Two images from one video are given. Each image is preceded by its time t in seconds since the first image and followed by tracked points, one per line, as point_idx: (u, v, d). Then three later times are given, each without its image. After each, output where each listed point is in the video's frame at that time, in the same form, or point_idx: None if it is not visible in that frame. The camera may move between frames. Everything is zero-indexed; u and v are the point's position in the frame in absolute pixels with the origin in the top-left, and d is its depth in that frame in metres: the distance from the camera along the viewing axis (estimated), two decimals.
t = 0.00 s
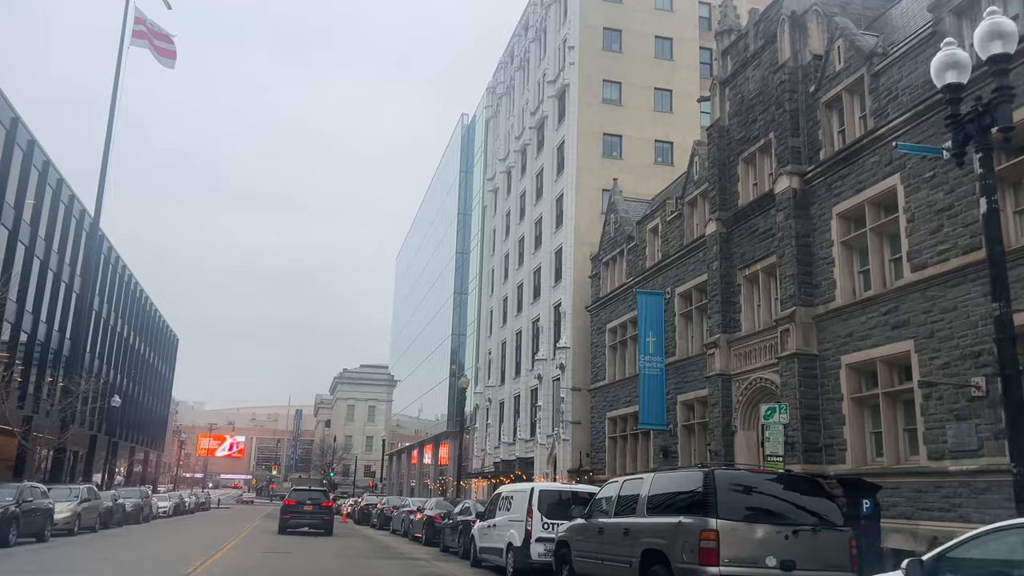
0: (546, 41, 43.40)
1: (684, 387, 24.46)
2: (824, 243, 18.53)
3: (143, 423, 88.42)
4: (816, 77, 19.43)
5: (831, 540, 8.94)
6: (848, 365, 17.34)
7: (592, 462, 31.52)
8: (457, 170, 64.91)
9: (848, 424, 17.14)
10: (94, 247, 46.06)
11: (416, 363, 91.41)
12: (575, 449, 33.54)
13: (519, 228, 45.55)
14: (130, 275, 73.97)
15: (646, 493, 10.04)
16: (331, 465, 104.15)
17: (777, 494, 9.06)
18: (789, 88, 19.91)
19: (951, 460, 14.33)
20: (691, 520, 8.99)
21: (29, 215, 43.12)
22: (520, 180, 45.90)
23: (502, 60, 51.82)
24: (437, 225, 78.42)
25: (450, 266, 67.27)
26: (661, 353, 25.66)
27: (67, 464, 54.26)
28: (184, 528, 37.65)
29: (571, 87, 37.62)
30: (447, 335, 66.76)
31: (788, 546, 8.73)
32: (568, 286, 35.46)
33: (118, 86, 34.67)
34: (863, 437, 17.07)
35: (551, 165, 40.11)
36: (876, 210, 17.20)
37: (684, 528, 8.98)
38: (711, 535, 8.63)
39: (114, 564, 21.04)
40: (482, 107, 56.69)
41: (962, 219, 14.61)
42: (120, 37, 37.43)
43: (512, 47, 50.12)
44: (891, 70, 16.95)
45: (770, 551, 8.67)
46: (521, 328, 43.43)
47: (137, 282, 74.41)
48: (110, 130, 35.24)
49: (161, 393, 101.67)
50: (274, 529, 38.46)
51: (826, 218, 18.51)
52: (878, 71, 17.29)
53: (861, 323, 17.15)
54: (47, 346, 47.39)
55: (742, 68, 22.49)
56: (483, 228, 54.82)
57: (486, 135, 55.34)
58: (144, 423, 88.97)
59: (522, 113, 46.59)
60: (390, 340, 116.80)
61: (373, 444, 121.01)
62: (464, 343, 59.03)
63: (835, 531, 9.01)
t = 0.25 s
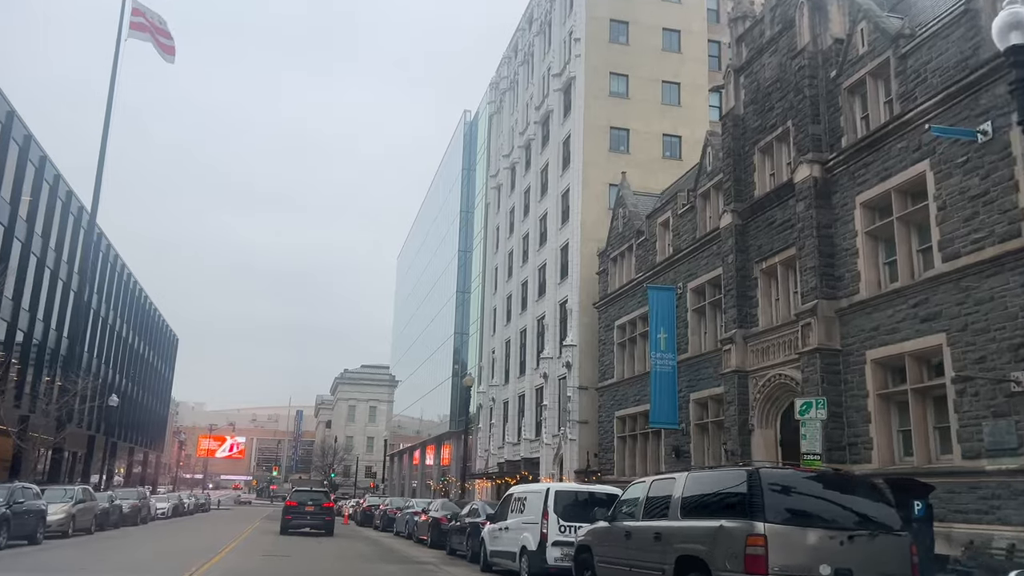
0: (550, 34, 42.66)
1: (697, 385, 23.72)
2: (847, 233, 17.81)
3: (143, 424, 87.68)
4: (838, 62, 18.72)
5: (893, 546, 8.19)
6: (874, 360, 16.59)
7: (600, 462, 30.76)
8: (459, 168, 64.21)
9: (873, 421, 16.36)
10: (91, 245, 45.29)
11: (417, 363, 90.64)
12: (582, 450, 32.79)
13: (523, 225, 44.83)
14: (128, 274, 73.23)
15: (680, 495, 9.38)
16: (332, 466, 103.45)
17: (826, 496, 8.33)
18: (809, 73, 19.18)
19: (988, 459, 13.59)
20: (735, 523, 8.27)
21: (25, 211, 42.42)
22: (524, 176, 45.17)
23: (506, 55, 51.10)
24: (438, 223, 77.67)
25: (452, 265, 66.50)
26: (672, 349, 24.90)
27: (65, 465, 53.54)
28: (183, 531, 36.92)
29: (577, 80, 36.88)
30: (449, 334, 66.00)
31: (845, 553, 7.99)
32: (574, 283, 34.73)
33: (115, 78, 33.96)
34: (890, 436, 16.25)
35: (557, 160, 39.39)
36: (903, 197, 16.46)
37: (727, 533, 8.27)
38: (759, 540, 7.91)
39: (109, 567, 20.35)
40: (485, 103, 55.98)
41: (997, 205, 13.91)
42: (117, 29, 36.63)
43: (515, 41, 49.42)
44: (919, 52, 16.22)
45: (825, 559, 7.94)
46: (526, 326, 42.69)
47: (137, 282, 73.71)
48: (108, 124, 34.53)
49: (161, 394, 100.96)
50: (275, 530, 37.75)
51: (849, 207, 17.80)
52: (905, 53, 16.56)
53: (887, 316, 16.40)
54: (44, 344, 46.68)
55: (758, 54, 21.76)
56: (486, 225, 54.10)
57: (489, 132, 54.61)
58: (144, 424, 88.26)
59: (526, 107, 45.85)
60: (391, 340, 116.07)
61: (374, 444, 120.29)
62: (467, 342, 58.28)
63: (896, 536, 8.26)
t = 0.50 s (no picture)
0: (556, 26, 41.80)
1: (713, 382, 22.86)
2: (876, 220, 16.94)
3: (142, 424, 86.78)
4: (866, 41, 17.86)
5: (977, 553, 7.48)
6: (908, 354, 15.71)
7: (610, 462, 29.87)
8: (461, 164, 63.32)
9: (908, 418, 15.45)
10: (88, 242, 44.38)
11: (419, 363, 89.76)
12: (591, 450, 31.89)
13: (528, 220, 43.97)
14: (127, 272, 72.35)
15: (730, 497, 8.62)
16: (333, 467, 102.60)
17: (900, 499, 7.47)
18: (834, 54, 18.33)
19: None
20: (801, 528, 7.46)
21: (24, 208, 41.59)
22: (529, 170, 44.31)
23: (510, 48, 50.24)
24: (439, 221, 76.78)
25: (454, 263, 65.61)
26: (687, 345, 24.02)
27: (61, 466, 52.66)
28: (181, 533, 36.05)
29: (585, 70, 36.02)
30: (451, 333, 65.11)
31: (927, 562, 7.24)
32: (582, 278, 33.86)
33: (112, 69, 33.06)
34: (925, 433, 15.33)
35: (563, 153, 38.52)
36: (939, 181, 15.60)
37: (792, 539, 7.46)
38: (831, 549, 7.09)
39: (102, 570, 19.52)
40: (488, 97, 55.12)
41: None
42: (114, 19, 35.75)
43: (520, 34, 48.57)
44: (956, 28, 15.36)
45: (906, 568, 7.18)
46: (531, 323, 41.81)
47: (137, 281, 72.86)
48: (105, 116, 33.67)
49: (161, 393, 100.06)
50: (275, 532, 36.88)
51: (878, 193, 16.93)
52: (940, 29, 15.70)
53: (922, 306, 15.51)
54: (40, 343, 45.81)
55: (779, 37, 20.90)
56: (489, 221, 53.22)
57: (492, 127, 53.75)
58: (143, 424, 87.35)
59: (531, 101, 45.00)
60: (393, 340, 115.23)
61: (375, 445, 119.40)
62: (470, 341, 57.38)
63: (980, 542, 7.54)
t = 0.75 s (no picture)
0: (561, 17, 41.01)
1: (729, 379, 22.07)
2: (905, 207, 16.14)
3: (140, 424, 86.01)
4: (893, 20, 17.07)
5: None
6: (941, 347, 14.92)
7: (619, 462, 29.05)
8: (463, 160, 62.48)
9: (942, 415, 14.66)
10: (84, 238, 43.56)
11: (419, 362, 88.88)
12: (598, 450, 31.09)
13: (533, 216, 43.18)
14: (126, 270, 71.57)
15: (786, 496, 7.97)
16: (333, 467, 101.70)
17: (969, 500, 6.67)
18: (859, 34, 17.53)
19: None
20: (876, 532, 6.75)
21: (22, 205, 40.76)
22: (533, 165, 43.51)
23: (514, 41, 49.45)
24: (440, 218, 75.98)
25: (455, 261, 64.84)
26: (701, 341, 23.21)
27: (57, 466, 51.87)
28: (178, 534, 35.27)
29: (591, 61, 35.21)
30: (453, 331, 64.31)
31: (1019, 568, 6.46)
32: (589, 273, 33.06)
33: (108, 59, 32.27)
34: (961, 430, 14.55)
35: (568, 146, 37.70)
36: (974, 165, 14.81)
37: (866, 545, 6.73)
38: (917, 558, 6.33)
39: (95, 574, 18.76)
40: (491, 91, 54.29)
41: None
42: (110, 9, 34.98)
43: (524, 27, 47.77)
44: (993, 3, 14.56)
45: None
46: (536, 321, 40.94)
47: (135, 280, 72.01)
48: (101, 108, 32.87)
49: (159, 393, 99.28)
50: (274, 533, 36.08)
51: (907, 179, 16.13)
52: (975, 5, 14.91)
53: (956, 296, 14.71)
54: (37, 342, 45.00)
55: (799, 20, 20.11)
56: (492, 218, 52.42)
57: (495, 122, 52.95)
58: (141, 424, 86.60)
59: (535, 94, 44.21)
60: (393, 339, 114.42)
61: (375, 445, 118.61)
62: (472, 339, 56.60)
63: None
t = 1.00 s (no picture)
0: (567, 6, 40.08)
1: (747, 374, 21.16)
2: (942, 190, 15.20)
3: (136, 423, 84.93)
4: None
5: None
6: (983, 337, 14.00)
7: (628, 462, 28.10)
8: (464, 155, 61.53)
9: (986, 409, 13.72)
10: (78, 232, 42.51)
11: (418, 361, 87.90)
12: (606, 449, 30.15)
13: (537, 210, 42.23)
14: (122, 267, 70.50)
15: (869, 497, 7.09)
16: (331, 467, 100.63)
17: None
18: (891, 8, 16.60)
19: None
20: (994, 541, 5.90)
21: (17, 200, 39.72)
22: (537, 158, 42.57)
23: (517, 33, 48.50)
24: (440, 215, 75.00)
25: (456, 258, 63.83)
26: (717, 334, 22.28)
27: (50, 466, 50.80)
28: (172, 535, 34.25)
29: (598, 50, 34.26)
30: (453, 329, 63.30)
31: None
32: (596, 267, 32.10)
33: (101, 45, 31.23)
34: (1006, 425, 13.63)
35: (574, 137, 36.76)
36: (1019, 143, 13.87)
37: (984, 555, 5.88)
38: None
39: None
40: (493, 85, 53.35)
41: None
42: None
43: (527, 17, 46.82)
44: None
45: None
46: (541, 317, 39.99)
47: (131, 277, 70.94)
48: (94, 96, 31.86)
49: (156, 392, 98.17)
50: (271, 534, 35.09)
51: (945, 159, 15.20)
52: None
53: (1000, 283, 13.79)
54: (32, 340, 43.97)
55: None
56: (494, 213, 51.48)
57: (497, 115, 51.99)
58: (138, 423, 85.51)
59: (539, 85, 43.26)
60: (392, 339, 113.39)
61: (374, 445, 117.55)
62: (474, 337, 55.64)
63: None
